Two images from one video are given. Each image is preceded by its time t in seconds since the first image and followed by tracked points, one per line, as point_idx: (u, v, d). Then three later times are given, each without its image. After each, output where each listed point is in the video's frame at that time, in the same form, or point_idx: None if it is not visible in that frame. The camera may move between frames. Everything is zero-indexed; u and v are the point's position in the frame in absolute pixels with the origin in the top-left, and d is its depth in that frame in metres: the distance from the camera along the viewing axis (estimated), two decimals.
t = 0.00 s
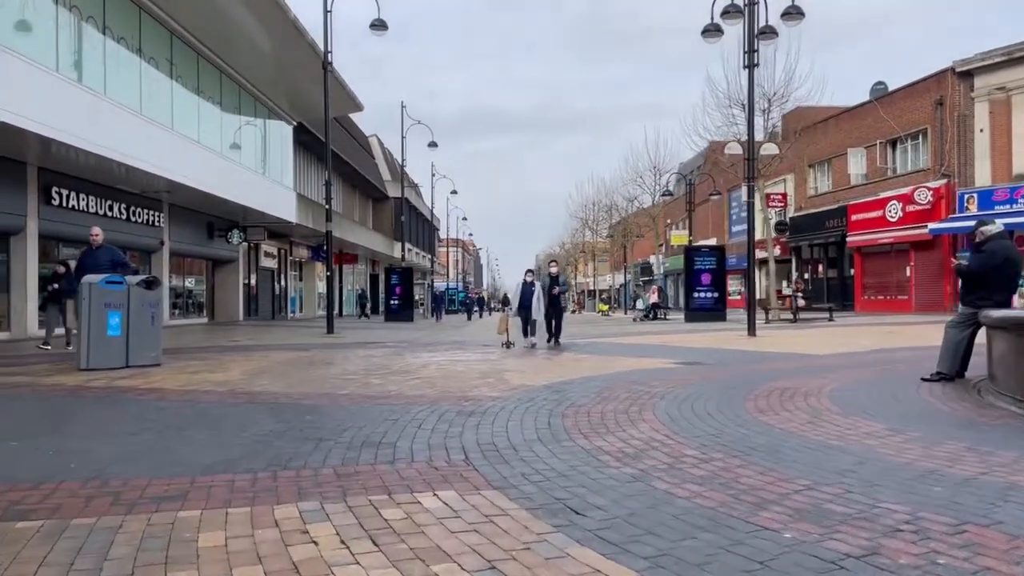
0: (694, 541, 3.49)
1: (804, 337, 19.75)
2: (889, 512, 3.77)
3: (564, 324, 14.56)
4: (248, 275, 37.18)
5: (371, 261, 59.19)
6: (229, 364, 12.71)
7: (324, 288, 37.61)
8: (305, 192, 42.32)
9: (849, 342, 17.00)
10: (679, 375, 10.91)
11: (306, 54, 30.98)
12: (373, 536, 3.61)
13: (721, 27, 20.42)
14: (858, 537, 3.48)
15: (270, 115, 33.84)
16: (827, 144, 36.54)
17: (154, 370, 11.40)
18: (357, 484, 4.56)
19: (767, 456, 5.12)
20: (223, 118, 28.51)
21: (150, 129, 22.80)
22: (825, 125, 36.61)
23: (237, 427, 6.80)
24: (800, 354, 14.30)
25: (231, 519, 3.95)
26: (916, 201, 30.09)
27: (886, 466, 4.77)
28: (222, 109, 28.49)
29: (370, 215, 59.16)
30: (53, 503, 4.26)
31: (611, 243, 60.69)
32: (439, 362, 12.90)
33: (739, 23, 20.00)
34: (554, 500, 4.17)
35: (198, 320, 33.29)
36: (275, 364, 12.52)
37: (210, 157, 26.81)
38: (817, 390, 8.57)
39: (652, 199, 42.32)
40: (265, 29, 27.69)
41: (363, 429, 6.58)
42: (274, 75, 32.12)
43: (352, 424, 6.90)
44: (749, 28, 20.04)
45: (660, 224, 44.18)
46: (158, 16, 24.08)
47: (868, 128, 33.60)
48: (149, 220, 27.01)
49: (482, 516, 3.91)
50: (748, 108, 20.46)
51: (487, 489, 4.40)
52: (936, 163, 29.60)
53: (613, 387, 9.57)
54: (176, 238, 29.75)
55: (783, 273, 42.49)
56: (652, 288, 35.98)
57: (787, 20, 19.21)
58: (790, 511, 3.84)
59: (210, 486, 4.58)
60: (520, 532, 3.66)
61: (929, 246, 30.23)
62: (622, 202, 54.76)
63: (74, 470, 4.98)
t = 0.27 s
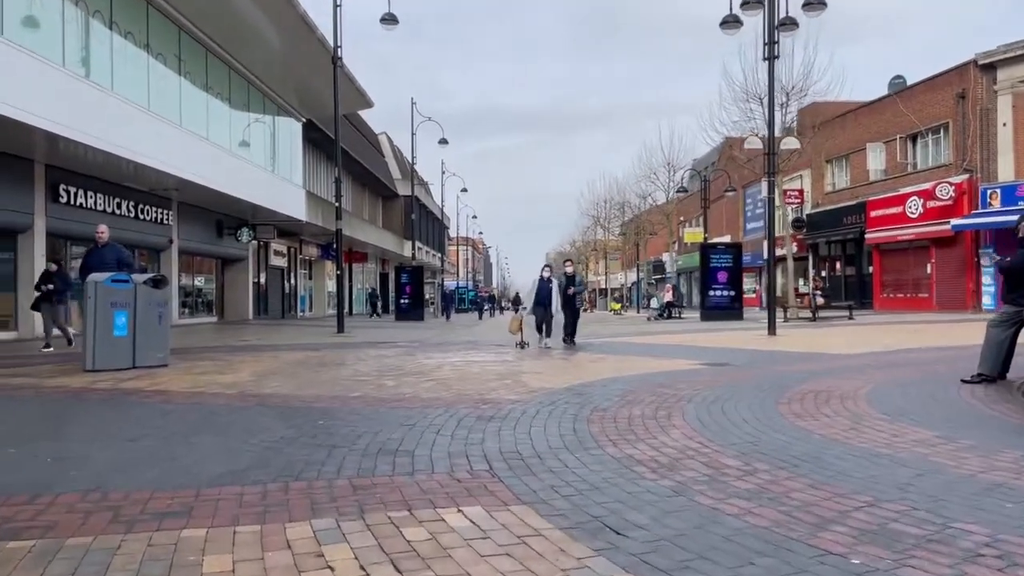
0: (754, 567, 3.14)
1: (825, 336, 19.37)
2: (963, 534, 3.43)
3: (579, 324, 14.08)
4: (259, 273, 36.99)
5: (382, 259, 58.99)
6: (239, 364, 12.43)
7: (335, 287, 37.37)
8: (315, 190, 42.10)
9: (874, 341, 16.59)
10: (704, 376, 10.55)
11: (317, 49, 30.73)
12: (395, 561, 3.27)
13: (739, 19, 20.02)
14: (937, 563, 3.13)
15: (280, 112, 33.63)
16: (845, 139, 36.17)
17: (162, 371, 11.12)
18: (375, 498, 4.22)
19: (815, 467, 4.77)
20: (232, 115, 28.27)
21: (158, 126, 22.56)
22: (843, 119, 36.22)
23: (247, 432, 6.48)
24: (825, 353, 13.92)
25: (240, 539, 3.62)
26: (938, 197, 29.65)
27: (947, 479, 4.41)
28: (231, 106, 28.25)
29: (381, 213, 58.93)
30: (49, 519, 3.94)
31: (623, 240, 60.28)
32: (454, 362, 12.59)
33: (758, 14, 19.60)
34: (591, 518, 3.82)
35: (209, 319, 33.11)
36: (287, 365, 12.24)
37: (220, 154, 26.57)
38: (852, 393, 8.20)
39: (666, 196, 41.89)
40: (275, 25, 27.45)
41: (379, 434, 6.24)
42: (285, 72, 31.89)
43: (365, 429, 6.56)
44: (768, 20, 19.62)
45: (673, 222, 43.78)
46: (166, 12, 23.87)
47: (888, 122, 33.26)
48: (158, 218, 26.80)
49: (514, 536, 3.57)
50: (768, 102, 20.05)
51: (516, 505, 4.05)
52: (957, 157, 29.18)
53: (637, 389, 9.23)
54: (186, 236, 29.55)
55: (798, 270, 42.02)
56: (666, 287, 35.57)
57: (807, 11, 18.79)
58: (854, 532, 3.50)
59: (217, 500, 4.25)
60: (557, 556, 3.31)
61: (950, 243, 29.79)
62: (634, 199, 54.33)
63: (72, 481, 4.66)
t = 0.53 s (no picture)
0: None
1: (844, 336, 18.95)
2: None
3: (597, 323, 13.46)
4: (269, 271, 36.77)
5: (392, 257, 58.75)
6: (249, 364, 12.15)
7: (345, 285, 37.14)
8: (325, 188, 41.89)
9: (896, 341, 16.22)
10: (728, 378, 10.21)
11: (328, 46, 30.48)
12: None
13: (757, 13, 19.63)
14: None
15: (290, 109, 33.40)
16: (861, 135, 35.66)
17: (170, 371, 10.85)
18: (393, 516, 3.90)
19: (865, 481, 4.44)
20: (242, 113, 28.03)
21: (167, 122, 22.33)
22: (859, 116, 35.70)
23: (256, 438, 6.18)
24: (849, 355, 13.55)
25: (247, 564, 3.30)
26: (957, 194, 29.14)
27: (1013, 497, 4.08)
28: (240, 103, 28.00)
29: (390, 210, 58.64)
30: (41, 539, 3.63)
31: (634, 238, 59.90)
32: (468, 363, 12.28)
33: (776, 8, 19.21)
34: (630, 541, 3.49)
35: (219, 317, 32.90)
36: (297, 365, 11.95)
37: (229, 151, 26.33)
38: (887, 398, 7.85)
39: (679, 193, 41.47)
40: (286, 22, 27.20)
41: (394, 441, 5.91)
42: (295, 69, 31.65)
43: (380, 435, 6.23)
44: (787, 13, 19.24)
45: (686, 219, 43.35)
46: (176, 7, 23.62)
47: (905, 119, 32.73)
48: (167, 215, 26.60)
49: (548, 562, 3.25)
50: (787, 98, 19.66)
51: (546, 525, 3.72)
52: (976, 154, 28.62)
53: (660, 392, 8.89)
54: (196, 233, 29.34)
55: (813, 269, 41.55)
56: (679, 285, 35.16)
57: (827, 4, 18.39)
58: (925, 560, 3.17)
59: (223, 517, 3.94)
60: None
61: (969, 240, 29.30)
62: (646, 197, 53.92)
63: (69, 495, 4.36)
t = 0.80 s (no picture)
0: None
1: (864, 335, 18.54)
2: None
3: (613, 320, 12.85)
4: (278, 267, 36.54)
5: (401, 253, 58.50)
6: (258, 362, 11.87)
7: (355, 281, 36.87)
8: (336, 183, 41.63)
9: (921, 341, 15.79)
10: (753, 379, 9.85)
11: (339, 40, 30.17)
12: None
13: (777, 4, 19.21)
14: None
15: (301, 103, 33.14)
16: (878, 131, 35.15)
17: (178, 369, 10.57)
18: (415, 533, 3.57)
19: (924, 494, 4.10)
20: (252, 108, 27.76)
21: (176, 115, 22.07)
22: (876, 111, 35.18)
23: (265, 441, 5.87)
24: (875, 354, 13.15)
25: None
26: (977, 190, 28.62)
27: None
28: (250, 97, 27.74)
29: (400, 207, 58.36)
30: (31, 556, 3.32)
31: (646, 235, 59.45)
32: (482, 361, 11.95)
33: None
34: (678, 564, 3.16)
35: (228, 313, 32.69)
36: (307, 363, 11.67)
37: (239, 145, 26.07)
38: (926, 400, 7.49)
39: (692, 189, 41.02)
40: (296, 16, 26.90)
41: (412, 446, 5.58)
42: (306, 63, 31.36)
43: (396, 439, 5.91)
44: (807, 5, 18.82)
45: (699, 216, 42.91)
46: None
47: (924, 114, 32.20)
48: (176, 211, 26.37)
49: None
50: (807, 91, 19.23)
51: (583, 544, 3.39)
52: (997, 149, 28.09)
53: (685, 392, 8.54)
54: (205, 229, 29.12)
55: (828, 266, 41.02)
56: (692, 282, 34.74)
57: None
58: None
59: (230, 531, 3.62)
60: None
61: (989, 238, 28.81)
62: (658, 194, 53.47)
63: (65, 505, 4.05)
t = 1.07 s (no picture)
0: None
1: (882, 335, 18.15)
2: None
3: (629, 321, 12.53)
4: (286, 264, 36.30)
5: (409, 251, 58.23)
6: (265, 361, 11.58)
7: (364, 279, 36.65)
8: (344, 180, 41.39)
9: (942, 342, 15.41)
10: (776, 381, 9.52)
11: (348, 35, 29.90)
12: None
13: None
14: None
15: (309, 99, 32.87)
16: (892, 128, 34.68)
17: (183, 368, 10.30)
18: (433, 555, 3.26)
19: (986, 513, 3.78)
20: (260, 103, 27.50)
21: (183, 110, 21.82)
22: (891, 108, 34.71)
23: (272, 446, 5.57)
24: (897, 356, 12.78)
25: None
26: (994, 188, 28.13)
27: None
28: (258, 93, 27.48)
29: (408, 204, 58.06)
30: None
31: (655, 233, 59.06)
32: (494, 362, 11.63)
33: None
34: None
35: (235, 311, 32.45)
36: (315, 362, 11.37)
37: (247, 141, 25.84)
38: (963, 405, 7.15)
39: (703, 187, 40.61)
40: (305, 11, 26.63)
41: (426, 453, 5.26)
42: (314, 59, 31.11)
43: (410, 445, 5.59)
44: None
45: (710, 214, 42.48)
46: None
47: (939, 111, 31.74)
48: (184, 207, 26.15)
49: None
50: (825, 86, 18.86)
51: (620, 570, 3.09)
52: (1015, 147, 27.61)
53: (707, 395, 8.22)
54: (212, 225, 28.88)
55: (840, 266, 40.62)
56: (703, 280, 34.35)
57: None
58: None
59: (232, 551, 3.32)
60: None
61: (1006, 237, 28.34)
62: (668, 191, 53.06)
63: (55, 519, 3.76)
